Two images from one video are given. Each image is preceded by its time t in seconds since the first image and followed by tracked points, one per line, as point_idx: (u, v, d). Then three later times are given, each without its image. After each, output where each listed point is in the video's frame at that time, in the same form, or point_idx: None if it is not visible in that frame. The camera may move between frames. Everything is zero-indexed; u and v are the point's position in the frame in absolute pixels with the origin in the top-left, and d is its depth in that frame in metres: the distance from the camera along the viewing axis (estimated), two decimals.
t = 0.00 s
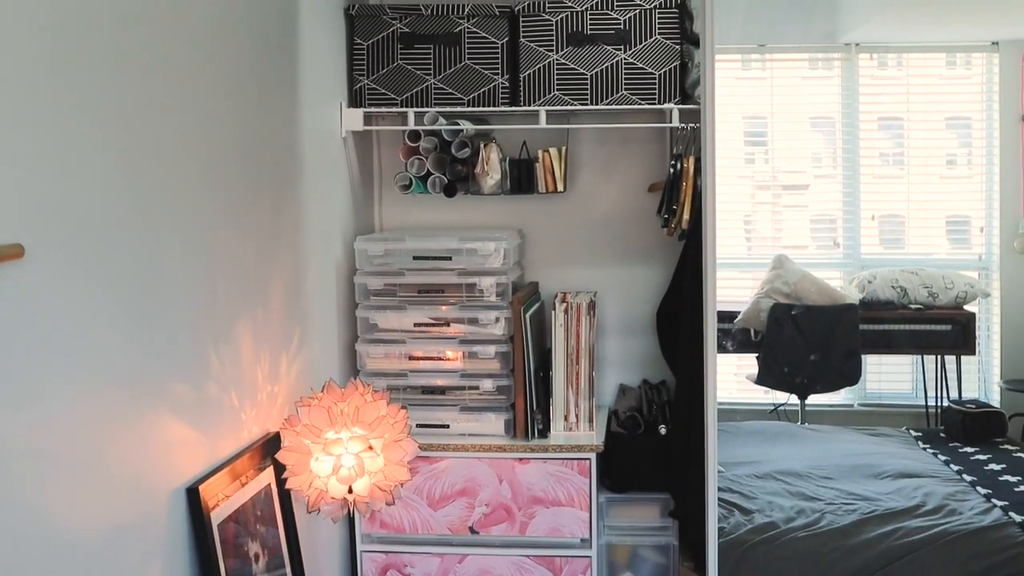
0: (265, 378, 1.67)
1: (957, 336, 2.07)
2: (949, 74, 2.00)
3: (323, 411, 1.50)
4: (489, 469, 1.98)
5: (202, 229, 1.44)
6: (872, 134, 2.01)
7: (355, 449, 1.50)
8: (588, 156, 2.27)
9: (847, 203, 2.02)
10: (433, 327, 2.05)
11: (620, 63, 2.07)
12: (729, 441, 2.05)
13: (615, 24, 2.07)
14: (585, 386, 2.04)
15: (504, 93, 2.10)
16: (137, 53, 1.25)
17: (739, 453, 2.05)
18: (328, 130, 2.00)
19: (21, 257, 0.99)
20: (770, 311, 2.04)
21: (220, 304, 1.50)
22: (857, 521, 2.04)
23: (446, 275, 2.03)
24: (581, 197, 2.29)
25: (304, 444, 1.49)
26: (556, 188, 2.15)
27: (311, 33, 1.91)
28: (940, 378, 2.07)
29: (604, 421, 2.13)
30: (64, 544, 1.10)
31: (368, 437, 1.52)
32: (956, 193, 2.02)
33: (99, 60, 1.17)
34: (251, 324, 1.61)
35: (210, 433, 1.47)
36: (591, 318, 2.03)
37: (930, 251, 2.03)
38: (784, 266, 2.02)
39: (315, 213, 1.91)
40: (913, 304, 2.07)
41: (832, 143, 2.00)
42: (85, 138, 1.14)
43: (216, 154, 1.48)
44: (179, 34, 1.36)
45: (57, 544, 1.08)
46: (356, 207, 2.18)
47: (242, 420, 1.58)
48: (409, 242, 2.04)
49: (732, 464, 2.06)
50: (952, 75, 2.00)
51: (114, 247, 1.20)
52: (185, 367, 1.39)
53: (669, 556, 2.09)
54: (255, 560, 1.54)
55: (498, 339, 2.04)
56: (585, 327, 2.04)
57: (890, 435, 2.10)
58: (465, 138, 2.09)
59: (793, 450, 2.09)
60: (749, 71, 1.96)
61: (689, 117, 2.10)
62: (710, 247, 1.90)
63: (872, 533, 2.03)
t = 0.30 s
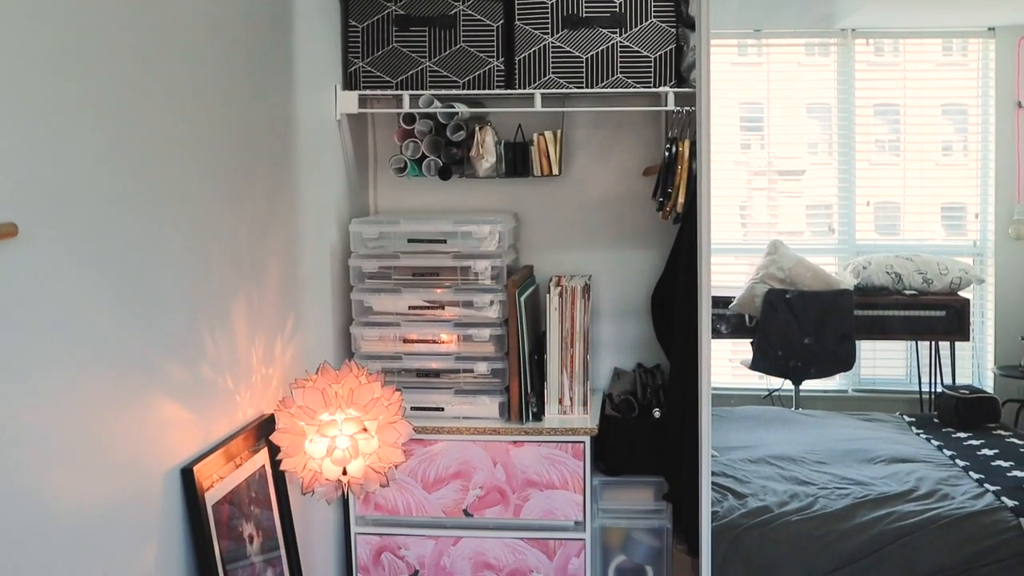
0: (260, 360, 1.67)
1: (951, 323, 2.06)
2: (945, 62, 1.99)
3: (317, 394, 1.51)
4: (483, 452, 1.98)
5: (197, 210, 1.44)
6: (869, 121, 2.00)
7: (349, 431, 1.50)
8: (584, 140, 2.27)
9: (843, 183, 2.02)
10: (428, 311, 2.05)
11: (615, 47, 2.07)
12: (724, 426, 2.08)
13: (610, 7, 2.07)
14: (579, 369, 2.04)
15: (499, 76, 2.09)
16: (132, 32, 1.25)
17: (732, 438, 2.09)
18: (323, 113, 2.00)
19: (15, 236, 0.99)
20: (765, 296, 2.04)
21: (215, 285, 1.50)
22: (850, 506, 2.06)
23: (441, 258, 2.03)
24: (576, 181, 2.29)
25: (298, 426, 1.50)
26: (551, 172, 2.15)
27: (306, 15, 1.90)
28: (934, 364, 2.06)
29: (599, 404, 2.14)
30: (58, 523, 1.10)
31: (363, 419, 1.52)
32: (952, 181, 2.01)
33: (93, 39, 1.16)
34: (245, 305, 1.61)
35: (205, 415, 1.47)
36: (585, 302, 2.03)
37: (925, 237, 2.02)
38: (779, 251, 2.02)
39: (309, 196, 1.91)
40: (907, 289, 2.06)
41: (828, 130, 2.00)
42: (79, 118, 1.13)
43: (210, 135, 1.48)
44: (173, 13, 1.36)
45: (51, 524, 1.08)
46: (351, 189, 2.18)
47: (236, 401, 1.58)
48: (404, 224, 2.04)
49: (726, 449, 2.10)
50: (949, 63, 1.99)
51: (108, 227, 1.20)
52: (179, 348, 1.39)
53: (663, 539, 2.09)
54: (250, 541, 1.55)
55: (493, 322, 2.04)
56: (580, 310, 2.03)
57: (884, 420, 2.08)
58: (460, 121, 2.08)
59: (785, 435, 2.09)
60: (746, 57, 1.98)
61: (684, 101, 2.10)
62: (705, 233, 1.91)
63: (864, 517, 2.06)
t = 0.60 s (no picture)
0: (258, 334, 1.67)
1: (949, 303, 2.06)
2: (945, 43, 1.98)
3: (315, 367, 1.51)
4: (481, 428, 1.99)
5: (195, 185, 1.44)
6: (868, 103, 2.00)
7: (347, 405, 1.51)
8: (582, 116, 2.27)
9: (841, 163, 2.01)
10: (426, 287, 2.05)
11: (614, 23, 2.06)
12: (722, 404, 2.07)
13: None
14: (578, 345, 2.05)
15: (498, 52, 2.08)
16: (129, 4, 1.25)
17: (730, 416, 2.08)
18: (321, 88, 2.00)
19: (13, 207, 0.99)
20: (762, 275, 2.04)
21: (213, 259, 1.50)
22: (847, 483, 2.07)
23: (439, 234, 2.04)
24: (574, 158, 2.28)
25: (296, 400, 1.50)
26: (550, 148, 2.14)
27: None
28: (932, 344, 2.07)
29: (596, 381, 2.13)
30: (54, 492, 1.10)
31: (360, 393, 1.52)
32: (952, 163, 2.01)
33: (90, 10, 1.16)
34: (243, 279, 1.61)
35: (203, 388, 1.47)
36: (583, 278, 2.03)
37: (923, 219, 2.02)
38: (777, 230, 2.02)
39: (307, 171, 1.91)
40: (905, 270, 2.07)
41: (828, 111, 2.00)
42: (75, 90, 1.13)
43: (207, 109, 1.47)
44: None
45: (48, 493, 1.09)
46: (349, 166, 2.18)
47: (234, 375, 1.58)
48: (403, 200, 2.04)
49: (724, 427, 2.08)
50: (949, 45, 1.98)
51: (106, 200, 1.20)
52: (177, 321, 1.39)
53: (659, 514, 2.11)
54: (247, 515, 1.55)
55: (491, 298, 2.04)
56: (578, 286, 2.04)
57: (881, 399, 2.10)
58: (459, 97, 2.09)
59: (781, 413, 2.09)
60: (745, 38, 1.97)
61: (683, 77, 2.09)
62: (702, 213, 1.91)
63: (861, 494, 2.06)
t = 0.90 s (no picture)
0: (261, 307, 1.67)
1: (953, 279, 2.00)
2: (951, 19, 1.94)
3: (318, 340, 1.50)
4: (484, 402, 1.99)
5: (196, 157, 1.44)
6: (874, 80, 1.96)
7: (351, 377, 1.51)
8: (585, 90, 2.26)
9: (845, 139, 1.99)
10: (430, 261, 2.04)
11: None
12: (725, 379, 2.11)
13: None
14: (581, 319, 2.05)
15: (500, 25, 2.07)
16: None
17: (733, 391, 2.11)
18: (323, 61, 1.99)
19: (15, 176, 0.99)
20: (767, 251, 2.03)
21: (215, 231, 1.50)
22: (850, 457, 2.07)
23: (442, 208, 2.03)
24: (578, 132, 2.28)
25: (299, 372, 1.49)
26: (553, 122, 2.14)
27: None
28: (936, 319, 2.02)
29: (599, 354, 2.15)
30: (58, 464, 1.10)
31: (364, 365, 1.53)
32: (956, 141, 1.96)
33: None
34: (246, 253, 1.61)
35: (206, 360, 1.47)
36: (587, 252, 2.03)
37: (927, 195, 1.97)
38: (781, 206, 2.01)
39: (309, 145, 1.90)
40: (910, 245, 2.01)
41: (832, 88, 1.98)
42: (74, 61, 1.12)
43: (207, 81, 1.47)
44: None
45: (53, 463, 1.09)
46: (352, 140, 2.17)
47: (238, 348, 1.58)
48: (406, 173, 2.03)
49: (726, 401, 2.13)
50: (955, 21, 1.94)
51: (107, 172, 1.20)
52: (180, 293, 1.39)
53: (663, 489, 2.10)
54: (252, 488, 1.56)
55: (495, 272, 2.04)
56: (581, 260, 2.03)
57: (885, 374, 2.06)
58: (461, 70, 2.09)
59: (787, 389, 2.09)
60: (750, 15, 1.98)
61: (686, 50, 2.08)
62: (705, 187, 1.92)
63: (865, 468, 2.06)
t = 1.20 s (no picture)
0: (270, 280, 1.67)
1: (962, 251, 2.02)
2: None
3: (326, 313, 1.50)
4: (493, 374, 1.99)
5: (204, 129, 1.43)
6: (883, 53, 1.98)
7: (360, 350, 1.51)
8: (594, 62, 2.25)
9: (855, 115, 1.99)
10: (438, 234, 2.04)
11: None
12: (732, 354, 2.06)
13: None
14: (589, 292, 2.05)
15: None
16: None
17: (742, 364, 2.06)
18: (330, 33, 1.98)
19: (21, 148, 0.99)
20: (776, 224, 1.99)
21: (223, 203, 1.50)
22: (858, 431, 2.05)
23: (450, 181, 2.02)
24: (586, 104, 2.27)
25: (308, 345, 1.50)
26: (561, 94, 2.13)
27: None
28: (946, 293, 2.03)
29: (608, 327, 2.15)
30: (67, 435, 1.10)
31: (373, 338, 1.52)
32: (965, 113, 1.98)
33: None
34: (254, 225, 1.61)
35: (215, 332, 1.47)
36: (595, 225, 2.02)
37: (938, 167, 2.00)
38: (790, 178, 2.00)
39: (317, 119, 1.89)
40: (920, 219, 2.02)
41: (841, 61, 1.98)
42: (79, 33, 1.12)
43: (215, 52, 1.46)
44: None
45: (63, 435, 1.09)
46: (360, 113, 2.17)
47: (247, 321, 1.58)
48: (414, 146, 2.03)
49: (736, 375, 2.07)
50: None
51: (114, 144, 1.20)
52: (189, 267, 1.39)
53: (672, 461, 2.11)
54: (262, 461, 1.56)
55: (503, 245, 2.04)
56: (589, 233, 2.03)
57: (894, 348, 2.07)
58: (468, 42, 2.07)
59: (793, 361, 2.07)
60: None
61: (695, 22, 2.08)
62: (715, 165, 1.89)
63: (874, 441, 2.05)
